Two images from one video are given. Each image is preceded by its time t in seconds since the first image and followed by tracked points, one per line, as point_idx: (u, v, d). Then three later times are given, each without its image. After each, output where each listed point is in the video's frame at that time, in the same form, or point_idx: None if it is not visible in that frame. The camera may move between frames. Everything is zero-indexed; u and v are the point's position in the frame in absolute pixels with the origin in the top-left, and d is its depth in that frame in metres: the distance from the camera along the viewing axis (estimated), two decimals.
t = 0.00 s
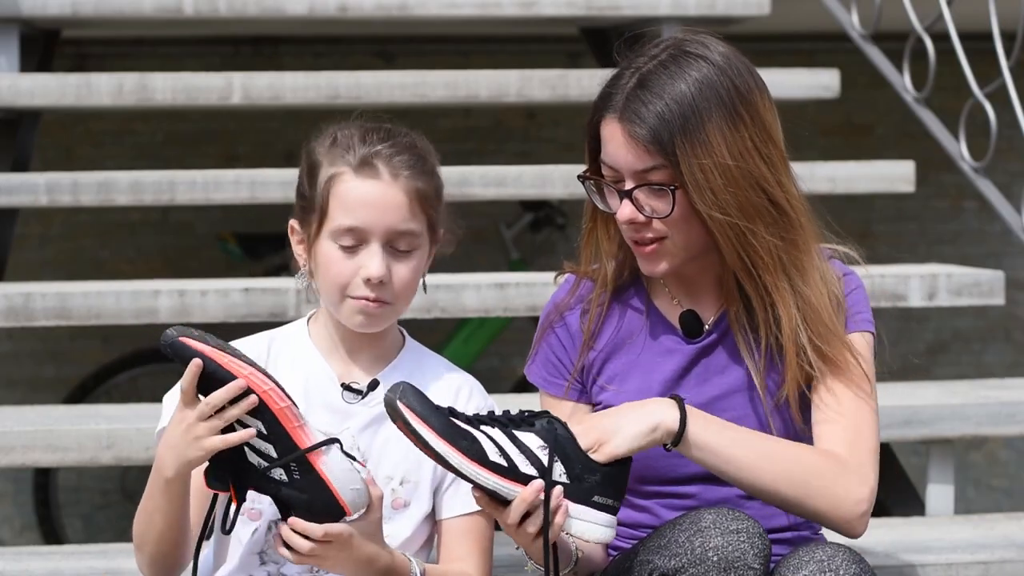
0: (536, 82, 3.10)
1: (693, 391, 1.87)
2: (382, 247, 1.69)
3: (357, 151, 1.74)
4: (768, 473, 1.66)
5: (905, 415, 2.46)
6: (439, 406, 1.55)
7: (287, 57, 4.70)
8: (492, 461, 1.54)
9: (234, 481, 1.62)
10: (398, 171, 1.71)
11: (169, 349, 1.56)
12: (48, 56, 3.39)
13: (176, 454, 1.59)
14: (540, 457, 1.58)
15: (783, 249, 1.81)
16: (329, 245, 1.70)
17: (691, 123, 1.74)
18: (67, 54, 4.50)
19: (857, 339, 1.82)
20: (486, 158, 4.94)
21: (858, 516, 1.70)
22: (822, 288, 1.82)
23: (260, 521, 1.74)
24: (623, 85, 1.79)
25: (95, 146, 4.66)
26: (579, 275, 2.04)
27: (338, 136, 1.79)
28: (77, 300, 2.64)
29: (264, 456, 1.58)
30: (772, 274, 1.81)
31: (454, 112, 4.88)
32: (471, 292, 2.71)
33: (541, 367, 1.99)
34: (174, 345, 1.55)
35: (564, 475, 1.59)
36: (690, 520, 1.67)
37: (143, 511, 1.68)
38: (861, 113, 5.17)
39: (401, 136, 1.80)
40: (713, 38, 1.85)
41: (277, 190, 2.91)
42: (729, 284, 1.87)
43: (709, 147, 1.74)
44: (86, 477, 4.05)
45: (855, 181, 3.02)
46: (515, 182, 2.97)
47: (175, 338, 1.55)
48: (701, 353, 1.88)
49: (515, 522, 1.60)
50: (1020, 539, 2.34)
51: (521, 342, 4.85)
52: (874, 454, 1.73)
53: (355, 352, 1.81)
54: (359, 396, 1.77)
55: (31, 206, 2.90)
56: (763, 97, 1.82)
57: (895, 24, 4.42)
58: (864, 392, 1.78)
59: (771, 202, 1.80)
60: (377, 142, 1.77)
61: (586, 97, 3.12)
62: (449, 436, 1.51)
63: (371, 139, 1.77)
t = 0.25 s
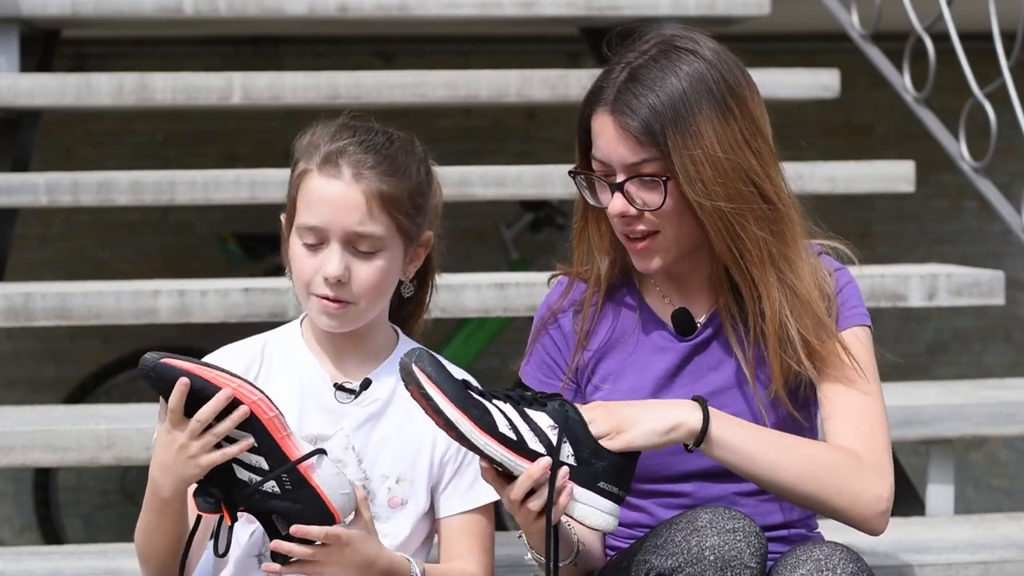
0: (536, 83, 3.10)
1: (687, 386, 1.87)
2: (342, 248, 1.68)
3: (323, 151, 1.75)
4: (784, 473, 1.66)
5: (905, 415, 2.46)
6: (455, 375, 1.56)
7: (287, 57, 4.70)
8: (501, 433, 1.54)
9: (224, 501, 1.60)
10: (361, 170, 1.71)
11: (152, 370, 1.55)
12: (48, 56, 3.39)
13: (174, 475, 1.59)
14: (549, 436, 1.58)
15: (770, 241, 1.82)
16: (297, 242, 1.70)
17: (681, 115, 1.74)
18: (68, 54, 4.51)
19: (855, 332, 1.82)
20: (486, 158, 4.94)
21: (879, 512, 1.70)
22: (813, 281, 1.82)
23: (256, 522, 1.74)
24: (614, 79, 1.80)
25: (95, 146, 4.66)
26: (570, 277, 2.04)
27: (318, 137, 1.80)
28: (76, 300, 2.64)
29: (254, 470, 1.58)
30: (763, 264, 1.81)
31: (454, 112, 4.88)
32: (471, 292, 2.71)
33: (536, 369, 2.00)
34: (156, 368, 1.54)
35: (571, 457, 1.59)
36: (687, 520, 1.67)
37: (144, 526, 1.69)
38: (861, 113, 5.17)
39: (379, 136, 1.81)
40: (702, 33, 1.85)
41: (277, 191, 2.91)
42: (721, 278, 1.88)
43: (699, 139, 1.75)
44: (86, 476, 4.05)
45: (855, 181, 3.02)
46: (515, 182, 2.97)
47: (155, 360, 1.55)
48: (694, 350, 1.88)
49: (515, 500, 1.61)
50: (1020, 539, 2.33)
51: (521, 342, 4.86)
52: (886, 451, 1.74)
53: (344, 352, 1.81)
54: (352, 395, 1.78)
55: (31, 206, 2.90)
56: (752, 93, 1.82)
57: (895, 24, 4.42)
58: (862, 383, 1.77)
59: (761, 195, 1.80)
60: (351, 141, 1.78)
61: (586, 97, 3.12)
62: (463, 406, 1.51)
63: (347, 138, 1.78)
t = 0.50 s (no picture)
0: (536, 83, 3.10)
1: (683, 382, 1.87)
2: (376, 248, 1.70)
3: (343, 152, 1.75)
4: (761, 465, 1.66)
5: (905, 415, 2.46)
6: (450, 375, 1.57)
7: (287, 57, 4.70)
8: (497, 439, 1.54)
9: (219, 517, 1.65)
10: (387, 171, 1.73)
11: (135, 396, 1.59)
12: (48, 56, 3.39)
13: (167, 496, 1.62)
14: (550, 441, 1.59)
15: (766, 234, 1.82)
16: (321, 247, 1.70)
17: (685, 107, 1.75)
18: (68, 54, 4.51)
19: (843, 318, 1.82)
20: (486, 158, 4.94)
21: (862, 490, 1.69)
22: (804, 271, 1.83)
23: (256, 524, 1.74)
24: (618, 70, 1.81)
25: (95, 146, 4.66)
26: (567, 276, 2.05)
27: (318, 135, 1.80)
28: (77, 300, 2.64)
29: (243, 484, 1.62)
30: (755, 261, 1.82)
31: (454, 112, 4.88)
32: (471, 292, 2.71)
33: (534, 369, 2.02)
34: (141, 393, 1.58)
35: (570, 461, 1.60)
36: (688, 519, 1.67)
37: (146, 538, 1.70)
38: (861, 113, 5.17)
39: (380, 135, 1.82)
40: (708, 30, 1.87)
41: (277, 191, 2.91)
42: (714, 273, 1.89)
43: (703, 131, 1.76)
44: (86, 476, 4.06)
45: (855, 181, 3.02)
46: (515, 182, 2.97)
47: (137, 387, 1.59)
48: (693, 344, 1.89)
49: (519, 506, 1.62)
50: (1020, 539, 2.34)
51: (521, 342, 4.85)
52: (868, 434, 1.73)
53: (342, 350, 1.82)
54: (346, 395, 1.78)
55: (31, 206, 2.90)
56: (754, 91, 1.84)
57: (895, 24, 4.42)
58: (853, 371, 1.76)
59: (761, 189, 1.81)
60: (362, 142, 1.78)
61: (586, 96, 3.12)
62: (458, 411, 1.52)
63: (354, 139, 1.79)
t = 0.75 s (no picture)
0: (536, 82, 3.10)
1: (674, 384, 1.87)
2: (383, 244, 1.70)
3: (346, 151, 1.76)
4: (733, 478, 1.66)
5: (905, 415, 2.46)
6: (476, 372, 1.63)
7: (287, 57, 4.70)
8: (514, 444, 1.59)
9: (235, 541, 1.70)
10: (389, 167, 1.75)
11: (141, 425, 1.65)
12: (48, 56, 3.39)
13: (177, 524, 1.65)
14: (568, 453, 1.63)
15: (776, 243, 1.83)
16: (327, 247, 1.70)
17: (698, 111, 1.75)
18: (67, 54, 4.50)
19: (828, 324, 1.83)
20: (486, 158, 4.93)
21: (835, 495, 1.69)
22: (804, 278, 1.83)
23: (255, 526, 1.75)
24: (631, 68, 1.80)
25: (95, 146, 4.66)
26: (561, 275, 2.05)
27: (314, 135, 1.81)
28: (77, 300, 2.64)
29: (254, 506, 1.66)
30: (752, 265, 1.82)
31: (454, 112, 4.88)
32: (471, 292, 2.71)
33: (527, 368, 2.03)
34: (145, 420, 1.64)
35: (583, 476, 1.64)
36: (689, 519, 1.67)
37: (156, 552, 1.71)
38: (861, 113, 5.17)
39: (376, 135, 1.82)
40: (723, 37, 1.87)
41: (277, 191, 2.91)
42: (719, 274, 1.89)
43: (713, 136, 1.76)
44: (86, 476, 4.06)
45: (855, 181, 3.02)
46: (515, 182, 2.97)
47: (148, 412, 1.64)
48: (682, 346, 1.89)
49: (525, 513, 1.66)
50: (1020, 539, 2.34)
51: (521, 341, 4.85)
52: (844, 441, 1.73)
53: (337, 346, 1.82)
54: (344, 394, 1.78)
55: (31, 206, 2.90)
56: (761, 97, 1.84)
57: (895, 24, 4.42)
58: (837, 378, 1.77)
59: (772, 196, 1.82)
60: (361, 140, 1.80)
61: (586, 96, 3.12)
62: (478, 412, 1.57)
63: (354, 137, 1.80)
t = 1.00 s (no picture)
0: (536, 82, 3.10)
1: (676, 394, 1.88)
2: (383, 243, 1.71)
3: (346, 149, 1.76)
4: (735, 492, 1.70)
5: (905, 415, 2.46)
6: (476, 379, 1.63)
7: (287, 57, 4.70)
8: (510, 450, 1.59)
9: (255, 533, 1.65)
10: (389, 166, 1.75)
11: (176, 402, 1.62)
12: (48, 56, 3.39)
13: (184, 521, 1.65)
14: (566, 462, 1.64)
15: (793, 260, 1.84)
16: (327, 246, 1.70)
17: (707, 128, 1.74)
18: (67, 54, 4.50)
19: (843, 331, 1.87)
20: (486, 158, 4.93)
21: (835, 510, 1.71)
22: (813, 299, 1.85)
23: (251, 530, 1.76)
24: (639, 80, 1.78)
25: (95, 146, 4.66)
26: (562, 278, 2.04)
27: (312, 135, 1.81)
28: (77, 300, 2.64)
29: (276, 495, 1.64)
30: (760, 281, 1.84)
31: (454, 112, 4.88)
32: (471, 292, 2.70)
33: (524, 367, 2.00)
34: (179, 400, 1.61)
35: (580, 486, 1.65)
36: (692, 521, 1.67)
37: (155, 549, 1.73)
38: (861, 113, 5.17)
39: (377, 135, 1.82)
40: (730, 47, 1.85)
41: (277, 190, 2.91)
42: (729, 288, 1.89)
43: (723, 155, 1.75)
44: (85, 477, 4.06)
45: (855, 181, 3.02)
46: (515, 182, 2.97)
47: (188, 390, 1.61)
48: (682, 357, 1.89)
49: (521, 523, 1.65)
50: (1020, 539, 2.33)
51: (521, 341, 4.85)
52: (847, 460, 1.75)
53: (334, 347, 1.82)
54: (340, 395, 1.78)
55: (31, 206, 2.90)
56: (767, 108, 1.84)
57: (895, 24, 4.42)
58: (842, 398, 1.79)
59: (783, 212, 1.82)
60: (362, 140, 1.79)
61: (586, 96, 3.12)
62: (474, 415, 1.58)
63: (353, 137, 1.80)
